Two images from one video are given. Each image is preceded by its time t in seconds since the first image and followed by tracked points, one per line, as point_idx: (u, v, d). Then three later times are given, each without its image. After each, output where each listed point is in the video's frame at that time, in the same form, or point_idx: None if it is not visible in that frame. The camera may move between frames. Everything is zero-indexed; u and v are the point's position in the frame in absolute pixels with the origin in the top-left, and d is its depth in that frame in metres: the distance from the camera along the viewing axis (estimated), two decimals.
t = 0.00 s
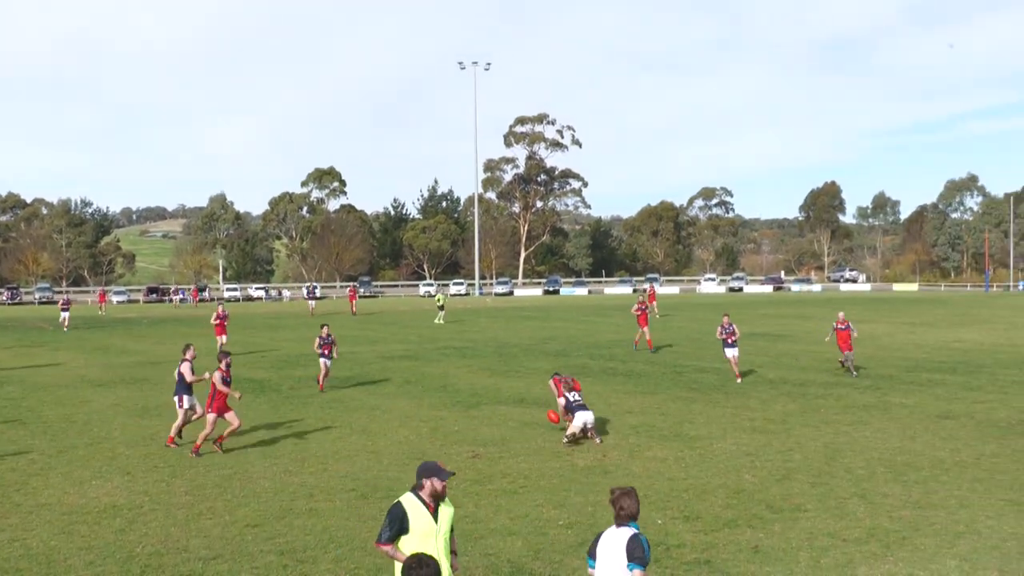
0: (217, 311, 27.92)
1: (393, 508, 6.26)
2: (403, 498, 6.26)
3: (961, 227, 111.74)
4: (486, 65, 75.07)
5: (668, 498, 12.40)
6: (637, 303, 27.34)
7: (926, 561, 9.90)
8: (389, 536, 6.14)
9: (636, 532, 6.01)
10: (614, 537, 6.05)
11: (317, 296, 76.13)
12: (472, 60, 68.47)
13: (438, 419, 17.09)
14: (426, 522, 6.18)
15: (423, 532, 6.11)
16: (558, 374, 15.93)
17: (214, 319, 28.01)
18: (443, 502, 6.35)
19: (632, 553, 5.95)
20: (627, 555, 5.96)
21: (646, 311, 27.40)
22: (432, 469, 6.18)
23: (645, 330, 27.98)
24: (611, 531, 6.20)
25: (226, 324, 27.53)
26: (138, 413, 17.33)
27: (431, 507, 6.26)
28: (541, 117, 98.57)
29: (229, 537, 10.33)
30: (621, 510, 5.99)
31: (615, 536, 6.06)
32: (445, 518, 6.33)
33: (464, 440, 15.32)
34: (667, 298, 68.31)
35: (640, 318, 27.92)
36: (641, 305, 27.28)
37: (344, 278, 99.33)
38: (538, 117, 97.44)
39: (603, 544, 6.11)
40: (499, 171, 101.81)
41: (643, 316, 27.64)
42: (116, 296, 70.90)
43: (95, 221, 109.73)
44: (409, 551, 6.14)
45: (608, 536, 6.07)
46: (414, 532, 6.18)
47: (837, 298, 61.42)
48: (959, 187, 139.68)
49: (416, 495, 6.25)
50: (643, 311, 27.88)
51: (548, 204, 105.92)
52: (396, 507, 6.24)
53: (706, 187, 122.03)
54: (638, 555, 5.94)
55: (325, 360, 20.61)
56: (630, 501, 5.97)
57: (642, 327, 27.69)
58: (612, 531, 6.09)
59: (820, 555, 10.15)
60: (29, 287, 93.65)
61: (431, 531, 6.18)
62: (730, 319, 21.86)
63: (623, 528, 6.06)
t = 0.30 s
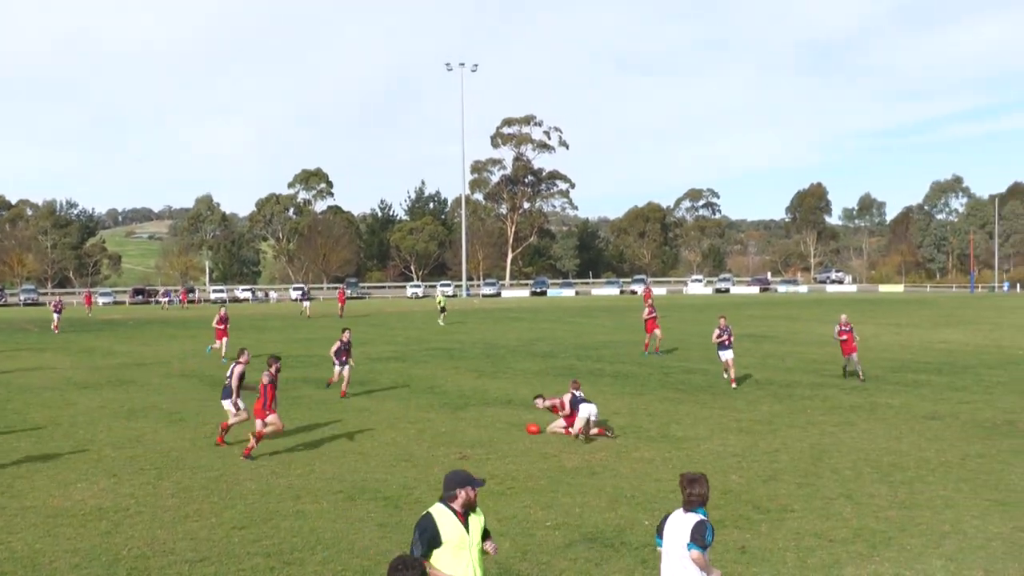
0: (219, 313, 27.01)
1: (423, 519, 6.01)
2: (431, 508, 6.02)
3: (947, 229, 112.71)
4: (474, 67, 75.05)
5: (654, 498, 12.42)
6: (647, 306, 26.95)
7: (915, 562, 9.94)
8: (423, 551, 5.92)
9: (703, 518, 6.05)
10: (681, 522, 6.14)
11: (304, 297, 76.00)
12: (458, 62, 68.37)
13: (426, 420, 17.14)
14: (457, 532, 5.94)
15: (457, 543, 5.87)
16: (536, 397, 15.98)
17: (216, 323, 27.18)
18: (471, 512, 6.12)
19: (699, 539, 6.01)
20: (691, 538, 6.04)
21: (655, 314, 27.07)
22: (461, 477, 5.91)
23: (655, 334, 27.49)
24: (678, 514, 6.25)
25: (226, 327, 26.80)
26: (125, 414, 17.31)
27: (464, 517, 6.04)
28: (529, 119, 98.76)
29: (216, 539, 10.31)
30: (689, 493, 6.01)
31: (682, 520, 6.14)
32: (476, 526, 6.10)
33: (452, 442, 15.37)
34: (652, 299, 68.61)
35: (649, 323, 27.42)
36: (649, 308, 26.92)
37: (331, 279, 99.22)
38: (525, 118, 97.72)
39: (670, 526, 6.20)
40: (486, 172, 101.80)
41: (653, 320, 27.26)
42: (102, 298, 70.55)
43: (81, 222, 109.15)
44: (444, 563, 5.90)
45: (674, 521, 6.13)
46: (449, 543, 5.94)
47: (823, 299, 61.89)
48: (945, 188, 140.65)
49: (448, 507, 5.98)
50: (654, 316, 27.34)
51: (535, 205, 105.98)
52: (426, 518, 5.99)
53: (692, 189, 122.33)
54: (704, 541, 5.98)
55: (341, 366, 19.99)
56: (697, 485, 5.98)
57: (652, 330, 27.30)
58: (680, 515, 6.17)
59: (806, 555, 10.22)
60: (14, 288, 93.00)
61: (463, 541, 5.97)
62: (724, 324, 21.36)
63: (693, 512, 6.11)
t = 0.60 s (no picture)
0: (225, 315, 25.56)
1: (481, 540, 5.65)
2: (488, 523, 5.70)
3: (939, 230, 113.06)
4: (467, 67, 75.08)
5: (647, 498, 12.44)
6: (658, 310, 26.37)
7: (908, 562, 9.99)
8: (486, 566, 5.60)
9: (759, 499, 6.46)
10: (738, 505, 6.49)
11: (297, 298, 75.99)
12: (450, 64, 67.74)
13: (418, 421, 17.15)
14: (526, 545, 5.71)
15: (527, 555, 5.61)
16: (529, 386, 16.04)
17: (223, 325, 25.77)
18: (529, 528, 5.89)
19: (761, 519, 6.41)
20: (753, 518, 6.42)
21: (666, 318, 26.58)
22: (510, 485, 5.68)
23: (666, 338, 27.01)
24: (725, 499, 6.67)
25: (234, 329, 25.37)
26: (116, 415, 17.31)
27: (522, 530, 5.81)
28: (522, 120, 98.86)
29: (208, 540, 10.28)
30: (741, 481, 6.38)
31: (738, 503, 6.50)
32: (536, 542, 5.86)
33: (444, 442, 15.38)
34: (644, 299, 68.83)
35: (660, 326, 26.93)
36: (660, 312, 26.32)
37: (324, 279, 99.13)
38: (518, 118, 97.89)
39: (725, 511, 6.55)
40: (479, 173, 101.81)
41: (663, 323, 26.81)
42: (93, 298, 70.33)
43: (73, 222, 108.85)
44: None
45: (734, 507, 6.47)
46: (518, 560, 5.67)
47: (814, 300, 62.18)
48: (936, 189, 141.12)
49: (504, 518, 5.67)
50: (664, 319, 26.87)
51: (528, 205, 106.06)
52: (486, 536, 5.65)
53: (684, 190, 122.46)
54: (766, 521, 6.40)
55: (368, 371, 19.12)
56: (748, 472, 6.36)
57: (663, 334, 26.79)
58: (733, 498, 6.53)
59: (799, 556, 10.24)
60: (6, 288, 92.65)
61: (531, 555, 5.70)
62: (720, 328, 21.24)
63: (746, 496, 6.50)
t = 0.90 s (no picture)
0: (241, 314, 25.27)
1: (549, 560, 5.57)
2: (554, 541, 5.64)
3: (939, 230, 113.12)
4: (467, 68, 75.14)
5: (647, 499, 12.41)
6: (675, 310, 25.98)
7: (909, 562, 10.00)
8: None
9: (808, 490, 7.15)
10: (789, 498, 7.20)
11: (297, 298, 76.00)
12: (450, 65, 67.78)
13: (417, 421, 17.13)
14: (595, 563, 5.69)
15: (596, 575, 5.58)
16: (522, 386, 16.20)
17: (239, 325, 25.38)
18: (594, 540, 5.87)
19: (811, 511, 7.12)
20: (802, 508, 7.11)
21: (683, 319, 26.07)
22: (569, 500, 5.75)
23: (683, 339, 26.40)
24: (780, 491, 7.36)
25: (252, 330, 25.18)
26: (116, 414, 17.38)
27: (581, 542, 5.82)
28: (522, 120, 98.95)
29: (209, 541, 10.27)
30: (793, 471, 7.14)
31: (789, 496, 7.20)
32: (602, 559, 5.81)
33: (444, 442, 15.40)
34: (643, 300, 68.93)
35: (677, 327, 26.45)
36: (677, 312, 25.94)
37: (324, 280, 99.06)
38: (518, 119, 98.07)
39: (779, 503, 7.25)
40: (480, 173, 101.92)
41: (681, 324, 26.29)
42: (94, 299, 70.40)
43: (73, 222, 109.01)
44: None
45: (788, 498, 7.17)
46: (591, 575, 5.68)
47: (813, 300, 62.21)
48: (936, 189, 141.21)
49: (569, 533, 5.69)
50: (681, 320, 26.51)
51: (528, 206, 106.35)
52: (551, 557, 5.56)
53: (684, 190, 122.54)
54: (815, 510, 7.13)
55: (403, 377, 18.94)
56: (799, 463, 7.12)
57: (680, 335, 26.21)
58: (783, 490, 7.25)
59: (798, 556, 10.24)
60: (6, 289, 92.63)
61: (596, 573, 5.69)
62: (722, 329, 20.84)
63: (795, 488, 7.22)
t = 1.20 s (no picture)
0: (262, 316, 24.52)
1: (628, 574, 5.62)
2: (632, 555, 5.67)
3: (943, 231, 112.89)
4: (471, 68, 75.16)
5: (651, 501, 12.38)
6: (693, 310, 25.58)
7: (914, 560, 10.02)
8: None
9: (859, 487, 7.31)
10: (841, 493, 7.33)
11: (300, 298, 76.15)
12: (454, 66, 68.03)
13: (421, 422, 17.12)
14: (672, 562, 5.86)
15: None
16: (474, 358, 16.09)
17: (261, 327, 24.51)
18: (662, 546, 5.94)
19: (860, 506, 7.25)
20: (856, 505, 7.27)
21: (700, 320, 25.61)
22: (645, 512, 5.77)
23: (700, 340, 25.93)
24: (827, 484, 7.48)
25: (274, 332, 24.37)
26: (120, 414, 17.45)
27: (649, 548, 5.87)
28: (526, 120, 98.98)
29: (213, 541, 10.29)
30: (845, 468, 7.24)
31: (839, 492, 7.33)
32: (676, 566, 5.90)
33: (447, 442, 15.41)
34: (646, 301, 69.02)
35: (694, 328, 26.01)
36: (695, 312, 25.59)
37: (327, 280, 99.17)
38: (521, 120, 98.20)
39: (829, 499, 7.36)
40: (483, 173, 101.86)
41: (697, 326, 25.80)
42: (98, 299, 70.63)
43: (78, 222, 109.36)
44: None
45: (838, 495, 7.29)
46: None
47: (817, 300, 62.15)
48: (940, 190, 140.96)
49: (646, 546, 5.72)
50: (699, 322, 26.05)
51: (532, 206, 106.36)
52: (631, 571, 5.61)
53: (688, 190, 122.42)
54: (865, 505, 7.24)
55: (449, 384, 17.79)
56: (851, 459, 7.21)
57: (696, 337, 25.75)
58: (833, 484, 7.38)
59: (802, 558, 10.20)
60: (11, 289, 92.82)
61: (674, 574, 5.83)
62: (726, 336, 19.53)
63: (845, 483, 7.36)
